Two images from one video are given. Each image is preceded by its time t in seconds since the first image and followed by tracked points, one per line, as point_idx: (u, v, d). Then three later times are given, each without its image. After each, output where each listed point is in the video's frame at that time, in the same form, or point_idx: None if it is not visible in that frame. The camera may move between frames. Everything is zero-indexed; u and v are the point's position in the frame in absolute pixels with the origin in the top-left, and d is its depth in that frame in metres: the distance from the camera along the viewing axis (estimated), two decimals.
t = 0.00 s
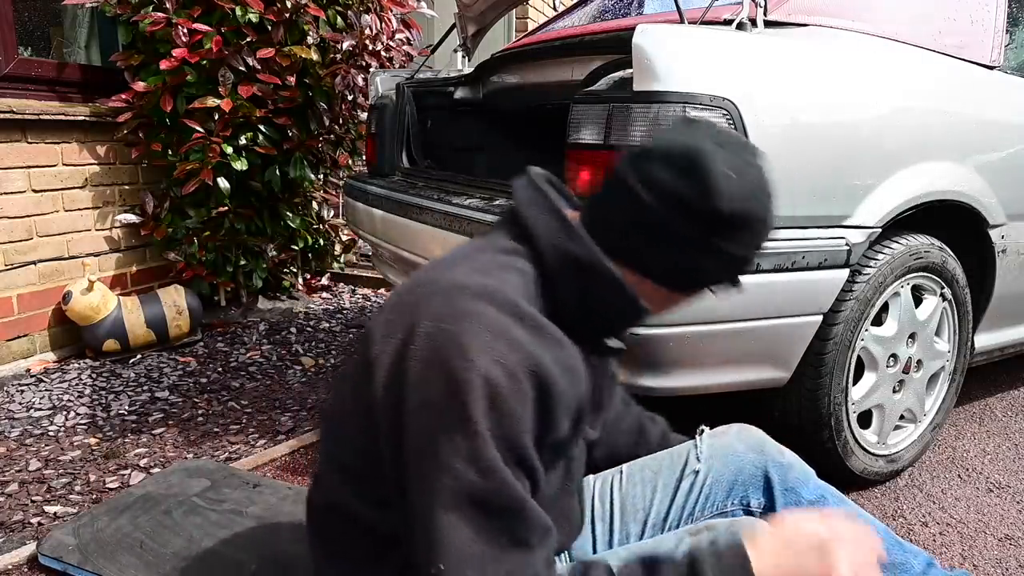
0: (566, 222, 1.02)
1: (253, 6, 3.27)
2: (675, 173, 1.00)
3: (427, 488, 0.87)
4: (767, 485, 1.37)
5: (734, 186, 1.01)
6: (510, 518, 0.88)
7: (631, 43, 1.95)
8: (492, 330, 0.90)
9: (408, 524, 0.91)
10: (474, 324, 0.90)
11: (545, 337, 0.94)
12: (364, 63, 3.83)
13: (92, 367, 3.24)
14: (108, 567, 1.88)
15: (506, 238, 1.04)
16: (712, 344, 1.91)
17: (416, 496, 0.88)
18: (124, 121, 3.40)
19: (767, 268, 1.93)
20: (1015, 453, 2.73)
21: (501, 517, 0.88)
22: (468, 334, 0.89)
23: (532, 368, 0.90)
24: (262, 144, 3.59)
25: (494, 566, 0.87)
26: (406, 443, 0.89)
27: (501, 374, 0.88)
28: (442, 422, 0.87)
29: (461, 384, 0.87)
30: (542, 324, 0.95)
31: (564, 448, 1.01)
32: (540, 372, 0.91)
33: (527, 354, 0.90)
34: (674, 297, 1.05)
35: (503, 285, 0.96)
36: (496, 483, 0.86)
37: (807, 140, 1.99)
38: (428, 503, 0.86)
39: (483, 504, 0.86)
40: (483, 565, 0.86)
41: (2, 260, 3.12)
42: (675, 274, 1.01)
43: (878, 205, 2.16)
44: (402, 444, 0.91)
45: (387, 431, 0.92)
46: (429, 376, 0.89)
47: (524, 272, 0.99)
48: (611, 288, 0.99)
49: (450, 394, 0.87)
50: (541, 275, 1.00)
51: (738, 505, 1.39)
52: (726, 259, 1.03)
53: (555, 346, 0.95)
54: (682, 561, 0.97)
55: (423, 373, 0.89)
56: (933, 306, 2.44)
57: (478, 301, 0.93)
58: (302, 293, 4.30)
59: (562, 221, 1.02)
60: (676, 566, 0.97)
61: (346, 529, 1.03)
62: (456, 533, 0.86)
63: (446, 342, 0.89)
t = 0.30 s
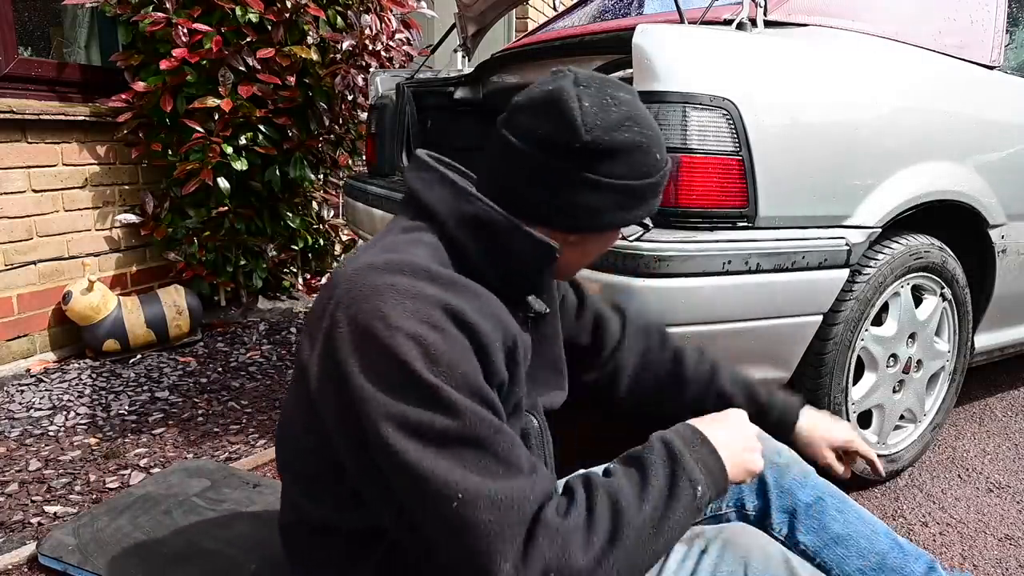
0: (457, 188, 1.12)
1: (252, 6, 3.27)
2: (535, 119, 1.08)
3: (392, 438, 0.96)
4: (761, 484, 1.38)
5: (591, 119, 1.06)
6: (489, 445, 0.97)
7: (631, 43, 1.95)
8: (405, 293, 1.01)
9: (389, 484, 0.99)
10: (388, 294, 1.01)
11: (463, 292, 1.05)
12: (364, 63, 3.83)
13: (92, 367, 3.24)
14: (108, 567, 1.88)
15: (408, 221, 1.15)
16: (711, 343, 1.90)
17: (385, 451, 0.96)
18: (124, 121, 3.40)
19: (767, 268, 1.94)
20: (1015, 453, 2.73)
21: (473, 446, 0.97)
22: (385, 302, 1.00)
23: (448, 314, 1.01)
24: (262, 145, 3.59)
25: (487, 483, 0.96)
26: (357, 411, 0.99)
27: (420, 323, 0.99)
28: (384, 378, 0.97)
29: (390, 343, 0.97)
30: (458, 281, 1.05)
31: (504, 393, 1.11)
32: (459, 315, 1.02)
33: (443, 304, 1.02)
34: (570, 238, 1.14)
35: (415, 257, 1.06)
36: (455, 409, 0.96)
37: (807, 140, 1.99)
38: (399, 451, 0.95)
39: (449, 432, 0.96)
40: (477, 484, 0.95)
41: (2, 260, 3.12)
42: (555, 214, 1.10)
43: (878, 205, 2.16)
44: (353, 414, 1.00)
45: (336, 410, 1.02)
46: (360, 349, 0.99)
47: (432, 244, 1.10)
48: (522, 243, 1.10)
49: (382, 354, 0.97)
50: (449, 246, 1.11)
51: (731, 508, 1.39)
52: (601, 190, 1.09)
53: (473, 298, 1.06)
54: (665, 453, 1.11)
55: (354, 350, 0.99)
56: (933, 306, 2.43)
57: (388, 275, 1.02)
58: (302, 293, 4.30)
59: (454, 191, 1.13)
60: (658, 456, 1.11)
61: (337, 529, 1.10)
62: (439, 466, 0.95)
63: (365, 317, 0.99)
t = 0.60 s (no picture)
0: (455, 188, 1.18)
1: (253, 6, 3.26)
2: (535, 105, 1.10)
3: (354, 430, 0.98)
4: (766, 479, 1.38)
5: (583, 100, 1.06)
6: (446, 447, 0.99)
7: (631, 44, 1.94)
8: (383, 287, 1.04)
9: (354, 477, 1.01)
10: (369, 288, 1.04)
11: (442, 291, 1.08)
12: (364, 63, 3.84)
13: (92, 367, 3.24)
14: (109, 567, 1.88)
15: (411, 219, 1.22)
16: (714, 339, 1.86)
17: (349, 442, 0.99)
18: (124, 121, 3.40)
19: (767, 268, 1.94)
20: (1015, 453, 2.73)
21: (430, 446, 0.98)
22: (365, 296, 1.03)
23: (422, 312, 1.04)
24: (262, 145, 3.59)
25: (437, 486, 0.97)
26: (331, 402, 1.02)
27: (392, 318, 1.01)
28: (353, 371, 1.00)
29: (361, 336, 1.00)
30: (438, 279, 1.08)
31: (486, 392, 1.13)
32: (432, 313, 1.04)
33: (420, 301, 1.04)
34: (569, 228, 1.13)
35: (401, 254, 1.10)
36: (413, 408, 0.97)
37: (806, 140, 1.99)
38: (359, 444, 0.98)
39: (406, 430, 0.97)
40: (423, 487, 0.96)
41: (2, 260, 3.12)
42: (551, 202, 1.11)
43: (878, 205, 2.16)
44: (329, 405, 1.03)
45: (317, 399, 1.06)
46: (336, 340, 1.02)
47: (428, 243, 1.15)
48: (511, 245, 1.14)
49: (355, 348, 1.00)
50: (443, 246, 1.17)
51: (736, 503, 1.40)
52: (597, 174, 1.08)
53: (453, 297, 1.08)
54: (651, 496, 1.10)
55: (332, 341, 1.03)
56: (933, 306, 2.44)
57: (375, 269, 1.07)
58: (302, 293, 4.30)
59: (454, 194, 1.18)
60: (643, 497, 1.10)
61: (325, 512, 1.12)
62: (391, 465, 0.97)
63: (344, 309, 1.03)
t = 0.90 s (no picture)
0: (488, 197, 1.21)
1: (252, 6, 3.26)
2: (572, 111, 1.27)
3: (380, 433, 0.98)
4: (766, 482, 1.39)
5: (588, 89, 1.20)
6: (467, 455, 0.99)
7: (631, 43, 1.94)
8: (414, 289, 1.04)
9: (375, 479, 1.02)
10: (401, 288, 1.04)
11: (474, 297, 1.09)
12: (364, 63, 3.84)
13: (92, 367, 3.24)
14: (109, 567, 1.88)
15: (441, 222, 1.24)
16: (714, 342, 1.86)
17: (372, 443, 0.99)
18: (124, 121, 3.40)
19: (767, 268, 1.94)
20: (1014, 453, 2.73)
21: (452, 452, 0.99)
22: (396, 298, 1.03)
23: (452, 317, 1.04)
24: (262, 145, 3.59)
25: (458, 494, 0.97)
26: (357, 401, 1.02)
27: (423, 321, 1.02)
28: (380, 372, 1.00)
29: (391, 337, 1.00)
30: (469, 284, 1.09)
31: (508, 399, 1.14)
32: (462, 319, 1.05)
33: (451, 306, 1.05)
34: (540, 189, 1.23)
35: (435, 257, 1.11)
36: (438, 413, 0.98)
37: (807, 141, 1.99)
38: (383, 446, 0.98)
39: (430, 435, 0.98)
40: (444, 495, 0.96)
41: (2, 260, 3.12)
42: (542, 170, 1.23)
43: (878, 205, 2.16)
44: (355, 405, 1.03)
45: (341, 398, 1.06)
46: (364, 339, 1.02)
47: (460, 247, 1.18)
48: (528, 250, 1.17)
49: (385, 350, 1.00)
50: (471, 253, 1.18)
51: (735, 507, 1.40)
52: (572, 130, 1.18)
53: (483, 304, 1.09)
54: (646, 482, 1.13)
55: (360, 339, 1.03)
56: (933, 306, 2.44)
57: (406, 270, 1.07)
58: (302, 293, 4.31)
59: (486, 202, 1.21)
60: (639, 485, 1.13)
61: (340, 505, 1.12)
62: (414, 469, 0.97)
63: (374, 308, 1.03)
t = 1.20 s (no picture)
0: (490, 198, 1.21)
1: (253, 6, 3.26)
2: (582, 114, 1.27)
3: (387, 440, 0.98)
4: (765, 482, 1.38)
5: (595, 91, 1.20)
6: (474, 461, 0.99)
7: (631, 43, 1.94)
8: (419, 293, 1.04)
9: (381, 484, 1.02)
10: (406, 292, 1.04)
11: (479, 300, 1.08)
12: (364, 63, 3.84)
13: (92, 367, 3.24)
14: (109, 567, 1.88)
15: (444, 222, 1.24)
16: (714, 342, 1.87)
17: (379, 450, 0.99)
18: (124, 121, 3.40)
19: (767, 268, 1.94)
20: (1014, 453, 2.73)
21: (459, 458, 0.98)
22: (402, 302, 1.03)
23: (458, 321, 1.04)
24: (262, 145, 3.59)
25: (464, 501, 0.97)
26: (363, 406, 1.02)
27: (429, 326, 1.01)
28: (385, 378, 0.99)
29: (397, 342, 0.99)
30: (474, 287, 1.09)
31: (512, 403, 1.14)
32: (468, 323, 1.05)
33: (456, 310, 1.04)
34: (544, 192, 1.23)
35: (439, 260, 1.11)
36: (444, 420, 0.98)
37: (807, 141, 1.99)
38: (389, 452, 0.98)
39: (436, 441, 0.98)
40: (451, 502, 0.96)
41: (2, 260, 3.12)
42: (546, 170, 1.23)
43: (878, 205, 2.16)
44: (361, 410, 1.03)
45: (347, 403, 1.06)
46: (370, 344, 1.02)
47: (463, 249, 1.18)
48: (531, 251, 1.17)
49: (391, 355, 1.00)
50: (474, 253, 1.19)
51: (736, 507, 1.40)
52: (576, 130, 1.18)
53: (488, 307, 1.09)
54: (645, 477, 1.12)
55: (366, 343, 1.03)
56: (934, 306, 2.43)
57: (410, 273, 1.07)
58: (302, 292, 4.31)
59: (488, 202, 1.21)
60: (638, 480, 1.12)
61: (344, 507, 1.12)
62: (419, 475, 0.97)
63: (378, 312, 1.02)
